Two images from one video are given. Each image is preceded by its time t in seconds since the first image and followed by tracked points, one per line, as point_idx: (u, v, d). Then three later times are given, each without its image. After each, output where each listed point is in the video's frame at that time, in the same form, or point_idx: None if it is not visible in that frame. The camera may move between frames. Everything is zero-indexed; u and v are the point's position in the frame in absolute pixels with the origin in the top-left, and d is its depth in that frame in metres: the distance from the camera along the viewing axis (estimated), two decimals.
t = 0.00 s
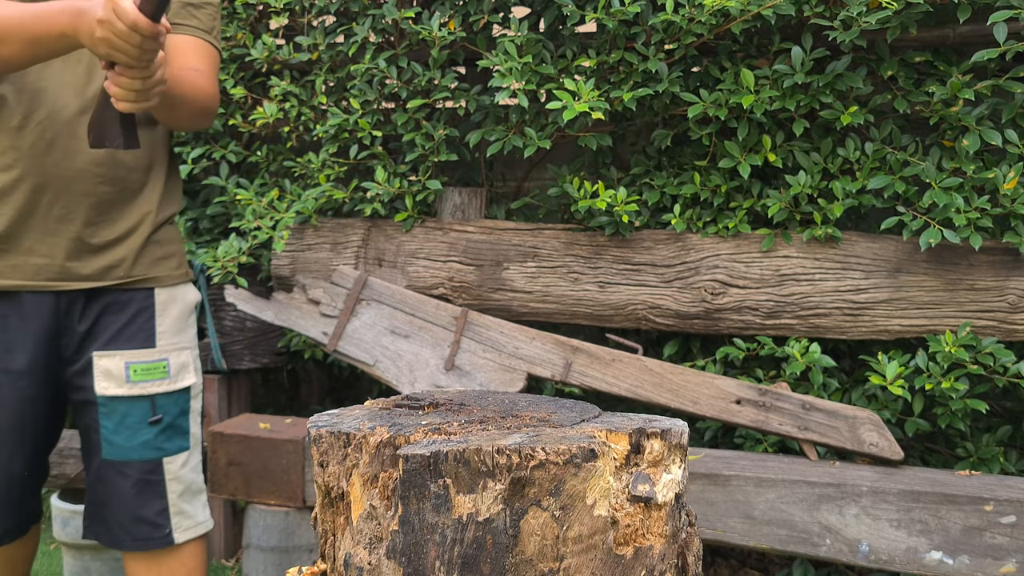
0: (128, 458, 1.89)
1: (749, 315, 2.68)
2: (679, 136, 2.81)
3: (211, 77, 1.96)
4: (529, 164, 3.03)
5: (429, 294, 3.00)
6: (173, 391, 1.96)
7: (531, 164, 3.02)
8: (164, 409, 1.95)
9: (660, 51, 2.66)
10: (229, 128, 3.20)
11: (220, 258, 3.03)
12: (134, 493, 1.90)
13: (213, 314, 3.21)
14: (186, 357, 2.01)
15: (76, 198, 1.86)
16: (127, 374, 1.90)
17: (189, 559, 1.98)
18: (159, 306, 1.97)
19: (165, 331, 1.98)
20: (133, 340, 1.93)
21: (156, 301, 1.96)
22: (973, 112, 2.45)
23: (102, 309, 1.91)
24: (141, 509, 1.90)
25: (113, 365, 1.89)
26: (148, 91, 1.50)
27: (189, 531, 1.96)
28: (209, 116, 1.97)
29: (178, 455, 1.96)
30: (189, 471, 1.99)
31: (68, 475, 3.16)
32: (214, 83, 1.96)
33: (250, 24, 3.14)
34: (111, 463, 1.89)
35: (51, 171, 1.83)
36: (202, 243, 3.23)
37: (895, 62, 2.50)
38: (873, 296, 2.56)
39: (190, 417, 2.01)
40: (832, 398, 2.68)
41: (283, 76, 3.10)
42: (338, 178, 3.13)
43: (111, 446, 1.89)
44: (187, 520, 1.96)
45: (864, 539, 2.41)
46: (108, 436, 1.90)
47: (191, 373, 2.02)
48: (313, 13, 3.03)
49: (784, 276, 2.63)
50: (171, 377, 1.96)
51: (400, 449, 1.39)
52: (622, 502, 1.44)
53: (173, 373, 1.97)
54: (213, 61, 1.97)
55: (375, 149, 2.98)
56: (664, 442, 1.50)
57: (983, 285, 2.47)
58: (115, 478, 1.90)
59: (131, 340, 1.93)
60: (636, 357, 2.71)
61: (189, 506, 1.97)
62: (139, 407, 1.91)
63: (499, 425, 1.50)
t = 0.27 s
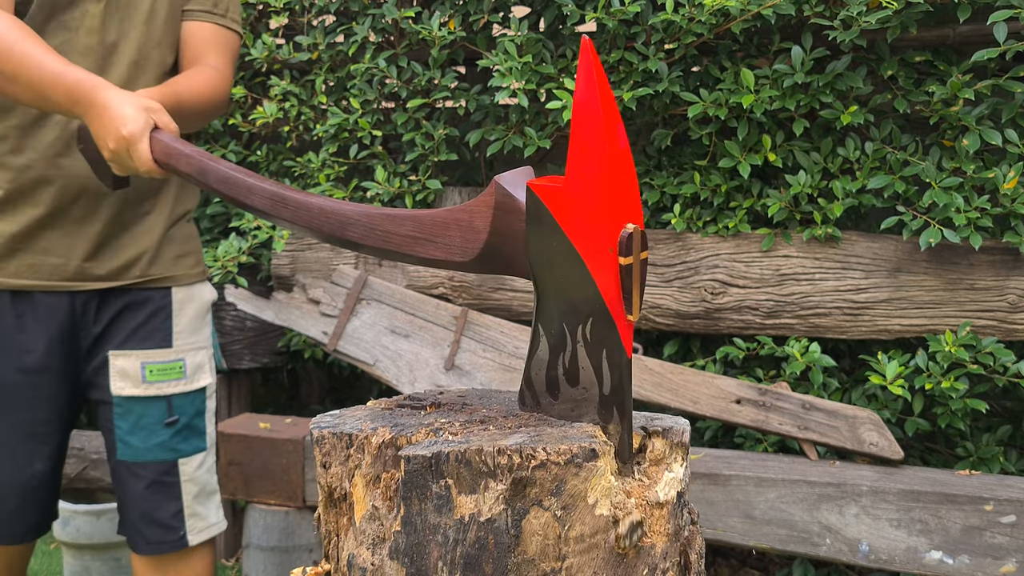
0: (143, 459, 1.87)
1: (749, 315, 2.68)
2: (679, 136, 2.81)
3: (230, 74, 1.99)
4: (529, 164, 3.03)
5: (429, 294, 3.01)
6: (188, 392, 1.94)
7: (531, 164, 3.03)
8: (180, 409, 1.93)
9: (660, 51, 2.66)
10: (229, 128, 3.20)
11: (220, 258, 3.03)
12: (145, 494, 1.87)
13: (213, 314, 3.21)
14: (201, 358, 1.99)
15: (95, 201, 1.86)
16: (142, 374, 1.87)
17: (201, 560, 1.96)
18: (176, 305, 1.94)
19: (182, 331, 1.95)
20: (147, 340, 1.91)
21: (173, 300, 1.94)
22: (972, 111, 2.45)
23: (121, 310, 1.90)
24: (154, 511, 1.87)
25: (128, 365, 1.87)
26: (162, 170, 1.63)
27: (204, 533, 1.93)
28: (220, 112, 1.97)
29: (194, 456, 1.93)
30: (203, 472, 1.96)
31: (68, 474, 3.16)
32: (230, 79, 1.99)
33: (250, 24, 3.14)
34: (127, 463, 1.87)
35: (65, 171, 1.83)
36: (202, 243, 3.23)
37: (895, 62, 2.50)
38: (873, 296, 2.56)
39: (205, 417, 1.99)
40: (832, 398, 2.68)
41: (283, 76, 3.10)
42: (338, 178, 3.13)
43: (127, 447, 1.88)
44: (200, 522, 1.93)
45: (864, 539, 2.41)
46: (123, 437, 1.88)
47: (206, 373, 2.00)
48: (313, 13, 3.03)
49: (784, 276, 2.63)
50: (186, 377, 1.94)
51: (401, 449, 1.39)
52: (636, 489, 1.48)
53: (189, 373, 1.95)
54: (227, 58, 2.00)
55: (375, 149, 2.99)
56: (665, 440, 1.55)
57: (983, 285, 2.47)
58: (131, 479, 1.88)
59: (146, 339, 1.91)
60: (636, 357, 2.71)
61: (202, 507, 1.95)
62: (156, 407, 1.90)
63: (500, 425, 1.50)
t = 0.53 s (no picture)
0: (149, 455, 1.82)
1: (750, 315, 2.68)
2: (679, 136, 2.81)
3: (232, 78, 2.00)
4: (530, 164, 3.03)
5: (429, 294, 3.01)
6: (183, 377, 1.89)
7: (531, 164, 3.03)
8: (175, 395, 1.88)
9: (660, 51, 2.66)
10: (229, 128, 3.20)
11: (220, 257, 3.03)
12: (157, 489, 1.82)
13: (213, 314, 3.21)
14: (195, 345, 1.95)
15: (89, 210, 1.85)
16: (133, 360, 1.84)
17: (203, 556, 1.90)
18: (166, 292, 1.92)
19: (173, 316, 1.92)
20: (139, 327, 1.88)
21: (162, 287, 1.91)
22: (973, 111, 2.45)
23: (100, 320, 1.88)
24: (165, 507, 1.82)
25: (119, 352, 1.84)
26: (185, 177, 1.65)
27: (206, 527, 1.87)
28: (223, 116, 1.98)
29: (190, 445, 1.88)
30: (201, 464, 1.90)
31: (67, 474, 3.15)
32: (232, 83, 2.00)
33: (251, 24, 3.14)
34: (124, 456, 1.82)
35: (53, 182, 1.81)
36: (202, 243, 3.23)
37: (896, 62, 2.50)
38: (873, 296, 2.56)
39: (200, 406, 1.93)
40: (833, 398, 2.68)
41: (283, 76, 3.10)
42: (338, 177, 3.13)
43: (122, 437, 1.82)
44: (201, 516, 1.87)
45: (864, 539, 2.41)
46: (117, 428, 1.83)
47: (202, 360, 1.96)
48: (313, 13, 3.03)
49: (785, 276, 2.63)
50: (180, 361, 1.89)
51: (411, 446, 1.39)
52: (644, 487, 1.49)
53: (183, 358, 1.90)
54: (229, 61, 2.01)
55: (375, 149, 2.99)
56: (674, 440, 1.54)
57: (983, 285, 2.47)
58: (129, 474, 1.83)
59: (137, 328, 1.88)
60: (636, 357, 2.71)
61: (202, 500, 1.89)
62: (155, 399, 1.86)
63: (510, 423, 1.50)
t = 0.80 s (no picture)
0: (152, 447, 1.80)
1: (750, 315, 2.68)
2: (679, 136, 2.81)
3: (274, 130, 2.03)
4: (530, 164, 3.04)
5: (429, 294, 3.01)
6: (200, 380, 1.91)
7: (531, 164, 3.03)
8: (192, 398, 1.89)
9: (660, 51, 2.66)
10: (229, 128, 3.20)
11: (220, 257, 3.03)
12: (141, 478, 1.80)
13: (213, 314, 3.21)
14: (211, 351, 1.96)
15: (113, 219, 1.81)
16: (160, 361, 1.82)
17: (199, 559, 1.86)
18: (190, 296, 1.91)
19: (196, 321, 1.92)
20: (166, 327, 1.86)
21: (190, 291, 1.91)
22: (973, 111, 2.45)
23: (123, 323, 1.83)
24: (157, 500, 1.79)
25: (145, 351, 1.81)
26: (330, 261, 1.44)
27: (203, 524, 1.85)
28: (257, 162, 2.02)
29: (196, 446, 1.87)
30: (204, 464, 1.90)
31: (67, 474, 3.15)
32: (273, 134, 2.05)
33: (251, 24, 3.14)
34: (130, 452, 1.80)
35: (74, 187, 1.76)
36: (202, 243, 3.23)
37: (896, 61, 2.50)
38: (873, 296, 2.56)
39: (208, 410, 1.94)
40: (833, 398, 2.68)
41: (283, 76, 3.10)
42: (338, 178, 3.13)
43: (133, 433, 1.80)
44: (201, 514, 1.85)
45: (864, 539, 2.41)
46: (130, 424, 1.80)
47: (212, 365, 1.97)
48: (313, 13, 3.03)
49: (785, 276, 2.63)
50: (199, 366, 1.90)
51: (420, 438, 1.39)
52: (650, 483, 1.48)
53: (201, 361, 1.91)
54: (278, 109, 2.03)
55: (375, 149, 2.99)
56: (679, 436, 1.56)
57: (983, 285, 2.47)
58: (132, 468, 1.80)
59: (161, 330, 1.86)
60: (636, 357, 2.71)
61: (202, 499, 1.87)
62: (172, 396, 1.85)
63: (519, 417, 1.50)
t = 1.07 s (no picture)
0: (165, 455, 1.98)
1: (750, 315, 2.68)
2: (679, 136, 2.81)
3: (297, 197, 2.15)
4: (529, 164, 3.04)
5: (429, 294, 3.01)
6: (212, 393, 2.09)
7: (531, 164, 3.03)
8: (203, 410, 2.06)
9: (660, 51, 2.66)
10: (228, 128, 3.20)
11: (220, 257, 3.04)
12: (152, 484, 1.97)
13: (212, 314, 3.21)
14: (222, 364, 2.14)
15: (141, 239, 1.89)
16: (184, 375, 1.99)
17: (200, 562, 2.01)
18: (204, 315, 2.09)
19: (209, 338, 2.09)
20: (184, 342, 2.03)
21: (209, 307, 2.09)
22: (973, 111, 2.45)
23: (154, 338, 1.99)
24: (165, 504, 1.96)
25: (167, 364, 1.98)
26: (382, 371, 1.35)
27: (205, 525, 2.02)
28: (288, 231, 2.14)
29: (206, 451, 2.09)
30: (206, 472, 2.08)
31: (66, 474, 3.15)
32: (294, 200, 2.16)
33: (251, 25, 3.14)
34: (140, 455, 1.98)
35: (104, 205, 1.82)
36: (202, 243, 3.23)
37: (896, 62, 2.50)
38: (873, 296, 2.56)
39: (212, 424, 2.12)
40: (832, 398, 2.68)
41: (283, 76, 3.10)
42: (338, 178, 3.13)
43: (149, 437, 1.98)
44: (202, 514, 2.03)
45: (864, 539, 2.41)
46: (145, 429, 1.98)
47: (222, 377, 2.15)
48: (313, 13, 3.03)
49: (785, 276, 2.63)
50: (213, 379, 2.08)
51: (418, 440, 1.40)
52: (649, 484, 1.46)
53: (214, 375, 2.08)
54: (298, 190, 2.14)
55: (374, 149, 2.99)
56: (678, 437, 1.51)
57: (983, 285, 2.47)
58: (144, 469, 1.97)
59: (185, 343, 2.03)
60: (636, 357, 2.70)
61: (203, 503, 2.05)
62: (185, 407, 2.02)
63: (516, 419, 1.50)
